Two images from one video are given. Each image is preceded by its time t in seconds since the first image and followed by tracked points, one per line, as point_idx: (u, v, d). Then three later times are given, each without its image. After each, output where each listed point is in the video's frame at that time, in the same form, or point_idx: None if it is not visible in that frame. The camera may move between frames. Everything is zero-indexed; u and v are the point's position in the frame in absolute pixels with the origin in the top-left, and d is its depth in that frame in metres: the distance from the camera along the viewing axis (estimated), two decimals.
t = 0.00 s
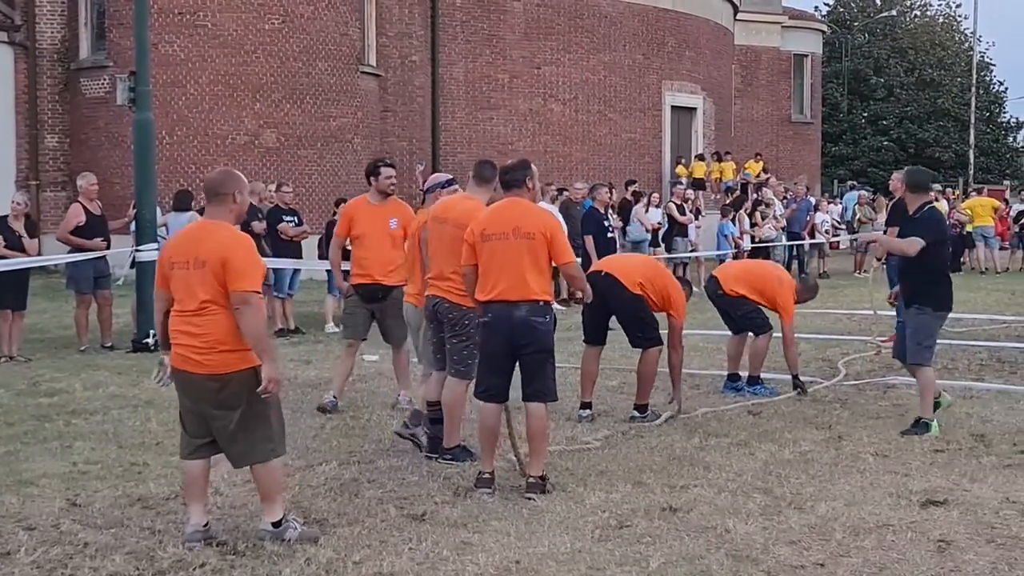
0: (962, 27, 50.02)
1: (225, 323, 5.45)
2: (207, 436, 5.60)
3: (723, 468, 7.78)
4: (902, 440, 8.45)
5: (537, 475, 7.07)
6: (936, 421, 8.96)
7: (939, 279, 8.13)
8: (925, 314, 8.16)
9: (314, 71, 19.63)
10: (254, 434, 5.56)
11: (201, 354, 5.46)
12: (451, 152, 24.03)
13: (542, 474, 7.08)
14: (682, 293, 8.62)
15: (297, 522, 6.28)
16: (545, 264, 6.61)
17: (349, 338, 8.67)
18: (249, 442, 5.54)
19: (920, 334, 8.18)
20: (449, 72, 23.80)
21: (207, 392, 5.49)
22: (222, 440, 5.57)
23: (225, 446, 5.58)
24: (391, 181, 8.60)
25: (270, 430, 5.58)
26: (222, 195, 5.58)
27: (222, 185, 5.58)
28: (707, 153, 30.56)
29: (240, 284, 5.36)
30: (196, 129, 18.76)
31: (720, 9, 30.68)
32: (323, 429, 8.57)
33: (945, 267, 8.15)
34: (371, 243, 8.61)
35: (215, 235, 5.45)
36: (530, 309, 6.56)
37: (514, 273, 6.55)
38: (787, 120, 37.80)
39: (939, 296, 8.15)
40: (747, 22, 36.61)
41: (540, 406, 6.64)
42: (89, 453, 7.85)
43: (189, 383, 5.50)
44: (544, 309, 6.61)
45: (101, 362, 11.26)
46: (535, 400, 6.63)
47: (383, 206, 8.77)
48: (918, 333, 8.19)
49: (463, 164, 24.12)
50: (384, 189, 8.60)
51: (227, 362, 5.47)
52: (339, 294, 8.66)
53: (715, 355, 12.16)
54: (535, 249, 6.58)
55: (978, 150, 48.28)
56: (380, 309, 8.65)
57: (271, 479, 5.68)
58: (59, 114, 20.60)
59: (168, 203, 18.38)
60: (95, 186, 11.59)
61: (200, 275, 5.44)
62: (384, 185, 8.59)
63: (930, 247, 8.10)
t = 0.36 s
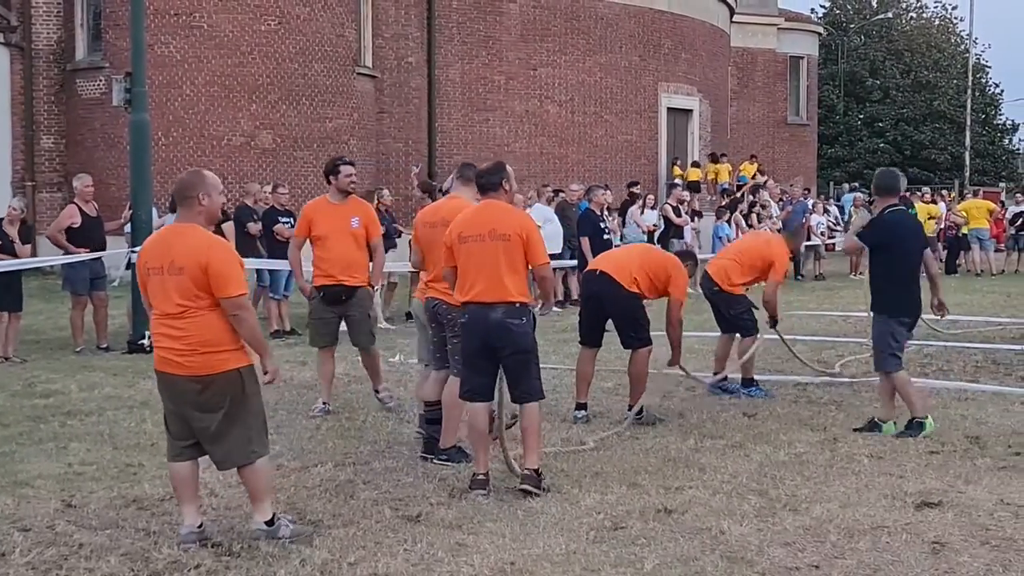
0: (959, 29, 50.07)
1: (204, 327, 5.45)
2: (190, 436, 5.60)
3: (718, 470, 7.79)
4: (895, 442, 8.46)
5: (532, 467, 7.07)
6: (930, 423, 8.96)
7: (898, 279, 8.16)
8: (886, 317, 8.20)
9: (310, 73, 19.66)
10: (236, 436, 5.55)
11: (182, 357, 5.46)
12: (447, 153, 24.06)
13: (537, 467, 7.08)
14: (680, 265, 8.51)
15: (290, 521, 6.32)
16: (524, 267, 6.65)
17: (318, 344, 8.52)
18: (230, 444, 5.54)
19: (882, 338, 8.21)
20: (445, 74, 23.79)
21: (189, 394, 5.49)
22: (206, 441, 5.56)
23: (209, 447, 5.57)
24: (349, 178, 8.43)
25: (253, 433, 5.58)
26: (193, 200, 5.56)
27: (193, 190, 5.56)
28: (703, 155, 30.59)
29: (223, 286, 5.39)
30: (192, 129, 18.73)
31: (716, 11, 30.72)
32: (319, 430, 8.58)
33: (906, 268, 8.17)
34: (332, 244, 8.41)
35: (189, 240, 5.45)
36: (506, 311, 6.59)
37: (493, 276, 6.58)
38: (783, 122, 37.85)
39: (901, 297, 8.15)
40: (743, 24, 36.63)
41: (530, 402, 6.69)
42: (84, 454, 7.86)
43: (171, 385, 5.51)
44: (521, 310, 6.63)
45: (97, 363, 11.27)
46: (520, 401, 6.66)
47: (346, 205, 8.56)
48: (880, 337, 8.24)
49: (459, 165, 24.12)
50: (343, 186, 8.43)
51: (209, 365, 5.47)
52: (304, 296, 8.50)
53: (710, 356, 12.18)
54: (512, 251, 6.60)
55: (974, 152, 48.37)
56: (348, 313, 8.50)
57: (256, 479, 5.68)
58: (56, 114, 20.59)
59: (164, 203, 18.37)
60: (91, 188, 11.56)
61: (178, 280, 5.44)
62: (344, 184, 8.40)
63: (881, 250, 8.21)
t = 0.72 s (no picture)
0: (952, 34, 50.24)
1: (199, 330, 5.46)
2: (181, 440, 5.59)
3: (712, 472, 7.81)
4: (889, 443, 8.49)
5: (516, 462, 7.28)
6: (924, 425, 8.99)
7: (867, 282, 8.17)
8: (853, 319, 8.21)
9: (305, 76, 19.69)
10: (230, 440, 5.57)
11: (177, 361, 5.47)
12: (442, 156, 24.07)
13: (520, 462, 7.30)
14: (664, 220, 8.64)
15: (280, 523, 6.34)
16: (514, 271, 6.69)
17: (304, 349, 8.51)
18: (224, 448, 5.56)
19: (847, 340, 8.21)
20: (439, 77, 23.83)
21: (182, 398, 5.49)
22: (199, 444, 5.57)
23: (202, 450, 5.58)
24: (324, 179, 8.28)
25: (248, 437, 5.61)
26: (183, 203, 5.57)
27: (184, 193, 5.58)
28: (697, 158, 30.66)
29: (220, 286, 5.42)
30: (187, 132, 18.75)
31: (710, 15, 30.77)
32: (313, 432, 8.59)
33: (876, 271, 8.19)
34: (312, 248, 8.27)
35: (185, 242, 5.48)
36: (496, 314, 6.61)
37: (485, 278, 6.62)
38: (777, 125, 37.95)
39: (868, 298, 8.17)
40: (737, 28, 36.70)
41: (523, 403, 6.73)
42: (79, 456, 7.87)
43: (163, 388, 5.51)
44: (511, 313, 6.66)
45: (91, 365, 11.28)
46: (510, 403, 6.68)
47: (324, 209, 8.42)
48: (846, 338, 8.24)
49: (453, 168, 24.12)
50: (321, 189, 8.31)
51: (204, 369, 5.47)
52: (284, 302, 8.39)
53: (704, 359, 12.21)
54: (502, 253, 6.66)
55: (967, 156, 48.55)
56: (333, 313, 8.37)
57: (248, 481, 5.71)
58: (51, 117, 20.58)
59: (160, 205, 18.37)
60: (86, 191, 11.56)
61: (173, 282, 5.46)
62: (322, 187, 8.31)
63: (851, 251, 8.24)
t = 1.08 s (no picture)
0: (944, 36, 50.38)
1: (200, 331, 5.49)
2: (178, 441, 5.61)
3: (707, 473, 7.85)
4: (883, 445, 8.54)
5: (511, 467, 7.35)
6: (917, 427, 9.04)
7: (843, 287, 8.06)
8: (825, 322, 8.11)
9: (301, 79, 19.72)
10: (228, 442, 5.60)
11: (176, 363, 5.49)
12: (437, 160, 24.01)
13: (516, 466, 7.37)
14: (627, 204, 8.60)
15: (276, 525, 6.37)
16: (524, 272, 6.84)
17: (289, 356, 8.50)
18: (221, 451, 5.58)
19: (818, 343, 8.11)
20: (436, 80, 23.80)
21: (180, 400, 5.51)
22: (194, 447, 5.58)
23: (196, 453, 5.59)
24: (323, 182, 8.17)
25: (245, 440, 5.65)
26: (184, 205, 5.57)
27: (185, 194, 5.58)
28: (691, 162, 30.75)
29: (223, 286, 5.46)
30: (184, 135, 18.69)
31: (705, 18, 30.84)
32: (310, 433, 8.62)
33: (854, 275, 8.06)
34: (301, 254, 8.18)
35: (188, 243, 5.50)
36: (505, 314, 6.77)
37: (498, 278, 6.77)
38: (771, 128, 38.06)
39: (851, 309, 8.06)
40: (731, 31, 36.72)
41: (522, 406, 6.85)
42: (76, 458, 7.89)
43: (161, 390, 5.52)
44: (520, 314, 6.81)
45: (89, 367, 11.29)
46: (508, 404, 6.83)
47: (320, 214, 8.33)
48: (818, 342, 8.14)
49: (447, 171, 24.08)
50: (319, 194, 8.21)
51: (203, 371, 5.51)
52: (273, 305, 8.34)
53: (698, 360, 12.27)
54: (512, 255, 6.82)
55: (959, 159, 48.75)
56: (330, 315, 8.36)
57: (244, 483, 5.74)
58: (48, 120, 20.55)
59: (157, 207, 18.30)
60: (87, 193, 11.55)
61: (175, 282, 5.48)
62: (321, 193, 8.20)
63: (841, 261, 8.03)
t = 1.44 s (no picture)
0: (932, 44, 50.86)
1: (205, 337, 5.61)
2: (184, 443, 5.74)
3: (699, 475, 7.99)
4: (873, 447, 8.68)
5: (507, 469, 7.50)
6: (906, 428, 9.18)
7: (819, 288, 8.35)
8: (804, 326, 8.36)
9: (300, 87, 19.75)
10: (233, 444, 5.72)
11: (182, 368, 5.60)
12: (436, 165, 24.39)
13: (512, 468, 7.51)
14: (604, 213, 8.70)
15: (275, 526, 6.49)
16: (524, 273, 7.13)
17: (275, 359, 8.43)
18: (226, 454, 5.70)
19: (803, 347, 8.35)
20: (432, 88, 24.11)
21: (186, 403, 5.63)
22: (198, 449, 5.71)
23: (201, 455, 5.72)
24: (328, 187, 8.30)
25: (250, 443, 5.77)
26: (188, 213, 5.70)
27: (186, 203, 5.69)
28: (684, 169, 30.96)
29: (229, 295, 5.58)
30: (185, 142, 18.94)
31: (697, 27, 31.10)
32: (309, 436, 8.74)
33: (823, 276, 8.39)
34: (304, 258, 8.30)
35: (192, 251, 5.61)
36: (504, 317, 7.06)
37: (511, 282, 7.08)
38: (761, 135, 38.36)
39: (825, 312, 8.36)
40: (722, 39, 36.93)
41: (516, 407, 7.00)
42: (79, 461, 7.99)
43: (166, 394, 5.63)
44: (518, 317, 7.09)
45: (90, 372, 11.39)
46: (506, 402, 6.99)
47: (321, 218, 8.42)
48: (801, 347, 8.36)
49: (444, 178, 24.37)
50: (322, 198, 8.31)
51: (210, 376, 5.62)
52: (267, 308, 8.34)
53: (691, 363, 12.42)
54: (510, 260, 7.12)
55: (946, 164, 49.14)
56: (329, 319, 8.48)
57: (247, 484, 5.85)
58: (51, 128, 20.60)
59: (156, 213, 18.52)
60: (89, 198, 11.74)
61: (181, 291, 5.59)
62: (323, 195, 8.28)
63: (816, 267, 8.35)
